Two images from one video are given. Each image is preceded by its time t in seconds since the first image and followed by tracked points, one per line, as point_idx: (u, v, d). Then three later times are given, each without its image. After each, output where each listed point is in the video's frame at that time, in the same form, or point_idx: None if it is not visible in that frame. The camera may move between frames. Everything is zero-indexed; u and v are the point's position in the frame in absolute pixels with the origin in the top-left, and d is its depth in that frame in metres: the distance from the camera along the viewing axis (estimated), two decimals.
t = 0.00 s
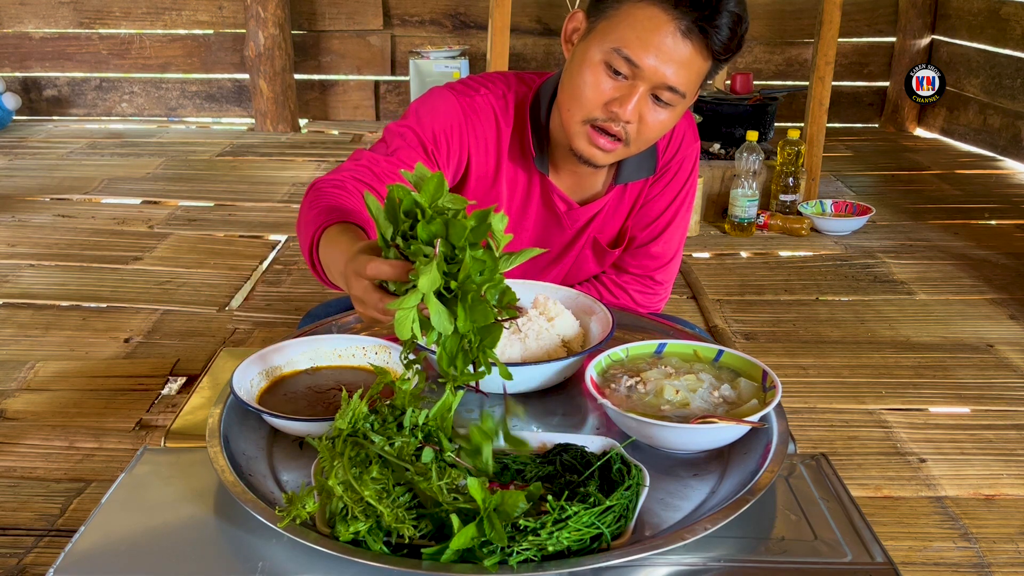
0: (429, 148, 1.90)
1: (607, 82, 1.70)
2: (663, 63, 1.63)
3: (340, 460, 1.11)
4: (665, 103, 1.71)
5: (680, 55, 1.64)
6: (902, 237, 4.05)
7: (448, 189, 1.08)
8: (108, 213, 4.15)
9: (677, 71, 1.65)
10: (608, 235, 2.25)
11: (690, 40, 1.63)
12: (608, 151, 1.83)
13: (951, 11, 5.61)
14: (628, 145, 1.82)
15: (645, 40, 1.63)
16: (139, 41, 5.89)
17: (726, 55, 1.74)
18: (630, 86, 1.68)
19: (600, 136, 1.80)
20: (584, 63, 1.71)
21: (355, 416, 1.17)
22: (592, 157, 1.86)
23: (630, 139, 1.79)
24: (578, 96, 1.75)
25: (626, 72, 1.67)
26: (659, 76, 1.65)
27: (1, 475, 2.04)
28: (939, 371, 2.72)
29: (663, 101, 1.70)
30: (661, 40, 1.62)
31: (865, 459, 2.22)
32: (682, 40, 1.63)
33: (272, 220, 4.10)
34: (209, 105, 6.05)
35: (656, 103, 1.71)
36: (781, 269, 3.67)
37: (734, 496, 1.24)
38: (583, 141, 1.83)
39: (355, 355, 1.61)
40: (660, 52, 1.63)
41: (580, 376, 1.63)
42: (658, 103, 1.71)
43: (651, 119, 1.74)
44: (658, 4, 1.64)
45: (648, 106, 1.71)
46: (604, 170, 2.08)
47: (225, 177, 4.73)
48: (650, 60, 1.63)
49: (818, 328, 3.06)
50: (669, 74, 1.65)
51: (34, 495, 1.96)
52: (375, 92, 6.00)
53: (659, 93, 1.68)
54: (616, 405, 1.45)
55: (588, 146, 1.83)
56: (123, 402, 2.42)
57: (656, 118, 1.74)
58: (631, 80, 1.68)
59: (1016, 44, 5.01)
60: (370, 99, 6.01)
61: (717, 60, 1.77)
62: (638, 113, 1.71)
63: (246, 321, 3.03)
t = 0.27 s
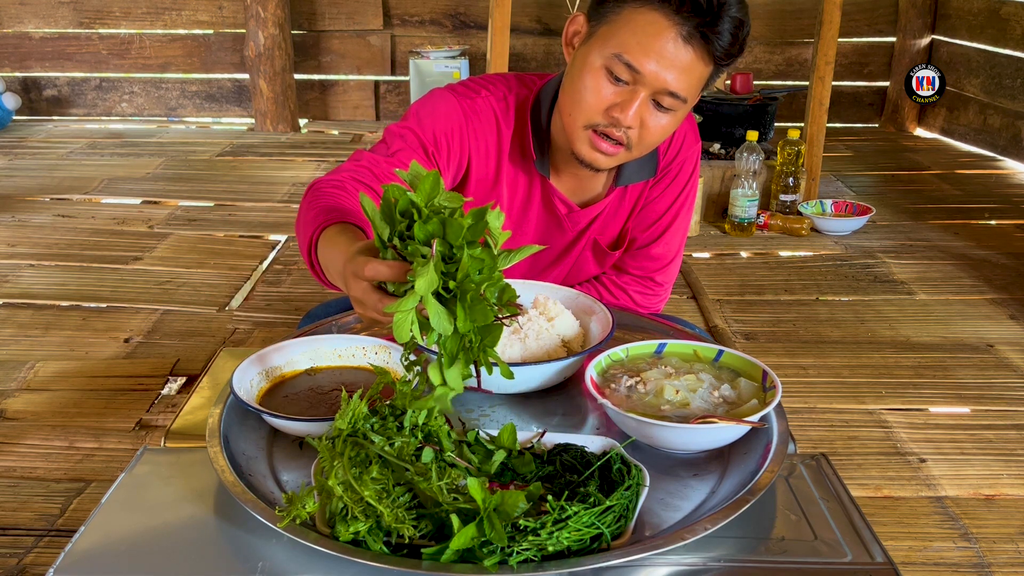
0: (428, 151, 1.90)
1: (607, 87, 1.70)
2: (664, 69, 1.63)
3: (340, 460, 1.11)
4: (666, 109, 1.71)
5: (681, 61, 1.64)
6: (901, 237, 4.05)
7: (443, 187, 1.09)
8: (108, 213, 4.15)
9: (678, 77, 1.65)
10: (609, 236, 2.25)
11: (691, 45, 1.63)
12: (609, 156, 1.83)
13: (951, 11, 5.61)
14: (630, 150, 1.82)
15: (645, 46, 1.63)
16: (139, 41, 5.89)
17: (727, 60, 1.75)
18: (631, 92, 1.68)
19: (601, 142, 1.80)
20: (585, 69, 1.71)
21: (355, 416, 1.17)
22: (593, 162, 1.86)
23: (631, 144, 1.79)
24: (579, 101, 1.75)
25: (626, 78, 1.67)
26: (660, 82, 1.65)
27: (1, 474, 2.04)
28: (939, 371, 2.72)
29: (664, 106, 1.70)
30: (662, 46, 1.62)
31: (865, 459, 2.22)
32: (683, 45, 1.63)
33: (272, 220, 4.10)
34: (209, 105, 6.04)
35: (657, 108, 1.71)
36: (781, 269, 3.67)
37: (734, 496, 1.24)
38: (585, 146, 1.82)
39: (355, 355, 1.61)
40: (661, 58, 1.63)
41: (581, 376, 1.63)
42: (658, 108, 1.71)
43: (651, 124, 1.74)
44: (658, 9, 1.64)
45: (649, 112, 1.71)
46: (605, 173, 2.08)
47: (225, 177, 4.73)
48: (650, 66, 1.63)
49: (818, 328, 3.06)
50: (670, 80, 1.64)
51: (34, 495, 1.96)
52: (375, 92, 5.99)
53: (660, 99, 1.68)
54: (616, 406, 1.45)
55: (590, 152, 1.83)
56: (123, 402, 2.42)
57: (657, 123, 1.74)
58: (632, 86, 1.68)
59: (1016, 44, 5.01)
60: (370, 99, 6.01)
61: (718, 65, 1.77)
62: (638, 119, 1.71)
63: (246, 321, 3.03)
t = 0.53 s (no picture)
0: (431, 151, 1.89)
1: (607, 88, 1.70)
2: (664, 70, 1.63)
3: (340, 460, 1.11)
4: (667, 109, 1.71)
5: (681, 62, 1.64)
6: (902, 237, 4.05)
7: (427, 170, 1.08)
8: (108, 213, 4.15)
9: (678, 77, 1.65)
10: (609, 236, 2.25)
11: (691, 46, 1.63)
12: (611, 156, 1.83)
13: (951, 11, 5.61)
14: (631, 150, 1.82)
15: (645, 47, 1.63)
16: (139, 41, 5.88)
17: (727, 60, 1.75)
18: (631, 92, 1.68)
19: (602, 142, 1.80)
20: (585, 70, 1.72)
21: (355, 416, 1.17)
22: (595, 162, 1.86)
23: (632, 144, 1.79)
24: (580, 102, 1.75)
25: (626, 79, 1.67)
26: (660, 83, 1.65)
27: (1, 474, 2.04)
28: (939, 371, 2.72)
29: (664, 107, 1.70)
30: (661, 46, 1.62)
31: (865, 459, 2.22)
32: (683, 46, 1.63)
33: (272, 220, 4.10)
34: (209, 105, 6.04)
35: (658, 108, 1.71)
36: (781, 269, 3.67)
37: (734, 497, 1.24)
38: (586, 147, 1.83)
39: (355, 355, 1.61)
40: (660, 59, 1.62)
41: (580, 376, 1.63)
42: (659, 109, 1.71)
43: (652, 125, 1.74)
44: (658, 10, 1.64)
45: (649, 113, 1.71)
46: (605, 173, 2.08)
47: (225, 177, 4.73)
48: (650, 67, 1.63)
49: (818, 328, 3.06)
50: (670, 81, 1.64)
51: (34, 495, 1.96)
52: (375, 93, 6.00)
53: (661, 99, 1.68)
54: (616, 405, 1.45)
55: (591, 152, 1.83)
56: (123, 401, 2.42)
57: (658, 124, 1.74)
58: (632, 86, 1.68)
59: (1016, 44, 5.01)
60: (370, 99, 6.01)
61: (719, 65, 1.76)
62: (639, 119, 1.71)
63: (246, 321, 3.03)
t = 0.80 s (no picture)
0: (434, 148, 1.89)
1: (610, 89, 1.70)
2: (667, 71, 1.63)
3: (340, 460, 1.11)
4: (669, 111, 1.71)
5: (684, 64, 1.64)
6: (902, 237, 4.05)
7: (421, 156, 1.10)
8: (108, 213, 4.15)
9: (681, 79, 1.65)
10: (609, 237, 2.25)
11: (694, 48, 1.63)
12: (613, 156, 1.83)
13: (951, 11, 5.61)
14: (633, 151, 1.82)
15: (648, 49, 1.63)
16: (139, 41, 5.88)
17: (730, 62, 1.74)
18: (633, 93, 1.68)
19: (605, 142, 1.80)
20: (588, 70, 1.71)
21: (355, 416, 1.17)
22: (597, 162, 1.86)
23: (634, 145, 1.79)
24: (582, 102, 1.75)
25: (629, 80, 1.67)
26: (663, 84, 1.65)
27: (1, 475, 2.04)
28: (939, 371, 2.72)
29: (667, 108, 1.70)
30: (665, 48, 1.62)
31: (865, 459, 2.22)
32: (687, 47, 1.63)
33: (272, 220, 4.10)
34: (209, 105, 6.04)
35: (660, 109, 1.71)
36: (782, 269, 3.67)
37: (734, 497, 1.24)
38: (589, 146, 1.83)
39: (355, 355, 1.61)
40: (663, 60, 1.62)
41: (580, 376, 1.63)
42: (662, 110, 1.71)
43: (654, 126, 1.74)
44: (662, 11, 1.64)
45: (651, 114, 1.71)
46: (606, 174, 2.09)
47: (225, 177, 4.73)
48: (653, 68, 1.63)
49: (818, 328, 3.06)
50: (674, 82, 1.64)
51: (34, 495, 1.96)
52: (375, 93, 6.00)
53: (664, 101, 1.68)
54: (616, 405, 1.45)
55: (593, 152, 1.83)
56: (123, 401, 2.42)
57: (661, 125, 1.74)
58: (635, 88, 1.68)
59: (1016, 44, 5.01)
60: (370, 99, 6.01)
61: (722, 67, 1.77)
62: (642, 120, 1.71)
63: (246, 321, 3.03)
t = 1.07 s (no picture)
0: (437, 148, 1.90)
1: (612, 86, 1.70)
2: (669, 68, 1.63)
3: (340, 460, 1.11)
4: (672, 109, 1.71)
5: (687, 61, 1.64)
6: (901, 237, 4.05)
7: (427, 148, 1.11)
8: (108, 213, 4.15)
9: (683, 77, 1.65)
10: (611, 237, 2.25)
11: (697, 46, 1.64)
12: (615, 156, 1.82)
13: (951, 11, 5.61)
14: (635, 151, 1.81)
15: (651, 46, 1.63)
16: (139, 41, 5.88)
17: (732, 61, 1.74)
18: (636, 90, 1.68)
19: (607, 142, 1.79)
20: (591, 68, 1.72)
21: (355, 416, 1.17)
22: (599, 162, 1.85)
23: (636, 145, 1.79)
24: (584, 101, 1.75)
25: (631, 78, 1.67)
26: (665, 82, 1.65)
27: (1, 475, 2.04)
28: (939, 371, 2.72)
29: (669, 107, 1.70)
30: (668, 46, 1.62)
31: (865, 459, 2.22)
32: (689, 46, 1.63)
33: (272, 220, 4.10)
34: (209, 105, 6.05)
35: (662, 108, 1.70)
36: (782, 269, 3.67)
37: (734, 497, 1.24)
38: (591, 146, 1.82)
39: (355, 355, 1.61)
40: (666, 57, 1.63)
41: (580, 376, 1.63)
42: (664, 108, 1.71)
43: (657, 125, 1.73)
44: (664, 9, 1.65)
45: (654, 112, 1.70)
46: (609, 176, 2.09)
47: (225, 177, 4.73)
48: (655, 65, 1.63)
49: (819, 329, 3.06)
50: (676, 80, 1.64)
51: (34, 495, 1.96)
52: (375, 93, 6.00)
53: (666, 99, 1.68)
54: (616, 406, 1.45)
55: (595, 152, 1.82)
56: (123, 401, 2.42)
57: (663, 124, 1.74)
58: (637, 85, 1.68)
59: (1016, 44, 5.01)
60: (370, 99, 6.01)
61: (724, 68, 1.77)
62: (644, 119, 1.71)
63: (246, 321, 3.03)
